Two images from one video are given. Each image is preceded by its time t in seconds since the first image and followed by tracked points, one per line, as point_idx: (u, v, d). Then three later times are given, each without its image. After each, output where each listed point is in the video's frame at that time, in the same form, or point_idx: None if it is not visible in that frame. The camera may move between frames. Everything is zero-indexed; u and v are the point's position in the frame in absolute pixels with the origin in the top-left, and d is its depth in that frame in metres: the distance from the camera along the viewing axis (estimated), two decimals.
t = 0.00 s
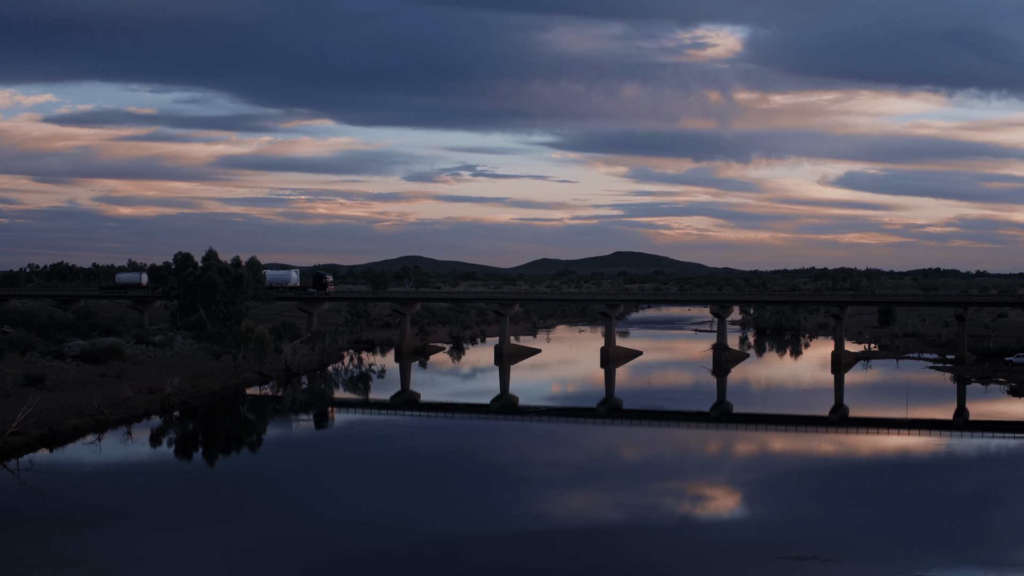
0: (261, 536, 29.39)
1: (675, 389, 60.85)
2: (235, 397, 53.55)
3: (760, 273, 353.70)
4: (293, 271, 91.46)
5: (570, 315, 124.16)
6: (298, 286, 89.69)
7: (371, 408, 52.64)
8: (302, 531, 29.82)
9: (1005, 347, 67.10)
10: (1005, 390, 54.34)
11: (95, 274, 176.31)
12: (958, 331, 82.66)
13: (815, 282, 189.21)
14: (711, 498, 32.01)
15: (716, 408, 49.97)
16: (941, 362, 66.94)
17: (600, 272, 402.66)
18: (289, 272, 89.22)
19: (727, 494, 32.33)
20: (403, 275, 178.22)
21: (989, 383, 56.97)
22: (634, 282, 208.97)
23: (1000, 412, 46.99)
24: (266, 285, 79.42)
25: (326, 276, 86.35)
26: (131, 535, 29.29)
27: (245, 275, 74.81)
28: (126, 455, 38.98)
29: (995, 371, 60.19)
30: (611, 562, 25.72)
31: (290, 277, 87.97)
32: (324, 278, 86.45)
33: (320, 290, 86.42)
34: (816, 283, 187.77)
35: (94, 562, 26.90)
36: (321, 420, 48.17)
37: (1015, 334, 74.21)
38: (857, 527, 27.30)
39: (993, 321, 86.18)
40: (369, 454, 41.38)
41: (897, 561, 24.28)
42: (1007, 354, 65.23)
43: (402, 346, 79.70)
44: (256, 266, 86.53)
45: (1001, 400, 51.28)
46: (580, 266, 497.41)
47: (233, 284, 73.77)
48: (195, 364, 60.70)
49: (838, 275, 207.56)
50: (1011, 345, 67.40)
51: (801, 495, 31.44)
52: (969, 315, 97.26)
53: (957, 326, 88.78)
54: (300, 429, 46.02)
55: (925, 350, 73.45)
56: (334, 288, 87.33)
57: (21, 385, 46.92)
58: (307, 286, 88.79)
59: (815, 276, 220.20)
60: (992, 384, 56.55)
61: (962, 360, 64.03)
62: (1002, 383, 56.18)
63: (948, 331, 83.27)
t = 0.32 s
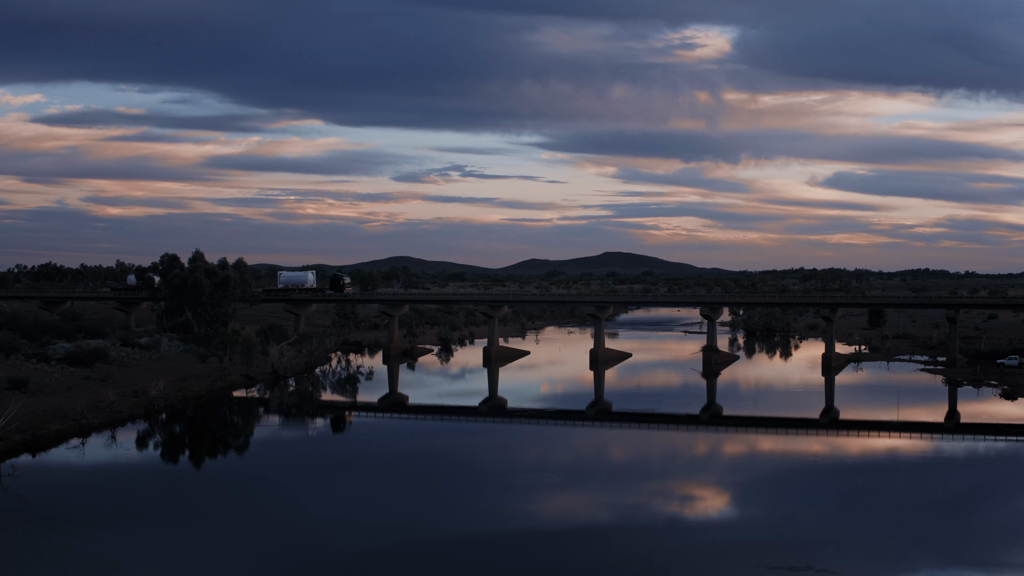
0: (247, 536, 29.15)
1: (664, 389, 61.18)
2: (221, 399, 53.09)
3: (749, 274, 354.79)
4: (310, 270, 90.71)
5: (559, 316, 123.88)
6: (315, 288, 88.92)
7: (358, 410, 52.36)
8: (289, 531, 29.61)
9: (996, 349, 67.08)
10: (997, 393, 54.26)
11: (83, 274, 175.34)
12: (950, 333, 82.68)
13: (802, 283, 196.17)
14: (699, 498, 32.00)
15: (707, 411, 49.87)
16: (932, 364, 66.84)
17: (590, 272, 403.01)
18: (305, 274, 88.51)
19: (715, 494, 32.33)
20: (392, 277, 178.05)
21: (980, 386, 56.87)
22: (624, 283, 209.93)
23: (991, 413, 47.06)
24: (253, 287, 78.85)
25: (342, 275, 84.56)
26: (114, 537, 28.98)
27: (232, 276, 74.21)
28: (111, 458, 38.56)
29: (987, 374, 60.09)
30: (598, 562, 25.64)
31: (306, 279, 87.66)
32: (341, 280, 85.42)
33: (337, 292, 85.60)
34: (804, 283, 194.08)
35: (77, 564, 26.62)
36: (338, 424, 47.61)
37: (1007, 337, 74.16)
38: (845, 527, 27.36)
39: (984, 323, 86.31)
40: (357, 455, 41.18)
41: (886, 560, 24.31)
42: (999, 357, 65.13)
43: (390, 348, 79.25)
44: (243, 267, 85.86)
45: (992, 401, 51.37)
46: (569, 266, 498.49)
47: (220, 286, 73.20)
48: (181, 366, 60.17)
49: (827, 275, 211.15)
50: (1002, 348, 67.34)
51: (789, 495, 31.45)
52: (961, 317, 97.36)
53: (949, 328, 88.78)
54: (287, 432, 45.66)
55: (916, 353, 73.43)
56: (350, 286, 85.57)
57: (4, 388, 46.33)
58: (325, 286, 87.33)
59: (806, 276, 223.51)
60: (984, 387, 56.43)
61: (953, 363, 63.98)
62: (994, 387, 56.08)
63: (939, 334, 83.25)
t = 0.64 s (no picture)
0: (234, 536, 28.88)
1: (653, 389, 61.41)
2: (207, 403, 52.55)
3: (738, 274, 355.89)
4: (327, 272, 89.86)
5: (548, 318, 123.60)
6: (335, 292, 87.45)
7: (347, 412, 52.12)
8: (277, 531, 29.36)
9: (987, 350, 67.18)
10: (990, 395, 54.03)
11: (71, 274, 174.16)
12: (941, 336, 82.74)
13: (789, 283, 201.05)
14: (688, 498, 31.98)
15: (697, 413, 49.67)
16: (924, 367, 66.68)
17: (579, 272, 403.23)
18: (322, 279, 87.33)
19: (704, 494, 32.33)
20: (382, 277, 177.69)
21: (972, 388, 56.65)
22: (614, 283, 210.80)
23: (982, 415, 47.06)
24: (241, 288, 78.25)
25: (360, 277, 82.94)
26: (99, 537, 28.64)
27: (219, 277, 73.59)
28: (95, 460, 38.06)
29: (980, 376, 59.92)
30: (588, 563, 25.55)
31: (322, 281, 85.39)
32: (359, 280, 83.63)
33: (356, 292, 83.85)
34: (792, 283, 198.11)
35: (62, 565, 26.31)
36: (356, 429, 46.97)
37: (998, 339, 74.14)
38: (834, 528, 27.40)
39: (974, 325, 86.56)
40: (346, 455, 40.94)
41: (874, 560, 24.38)
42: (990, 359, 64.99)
43: (378, 350, 78.74)
44: (230, 268, 85.15)
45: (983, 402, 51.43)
46: (559, 267, 499.22)
47: (207, 287, 72.55)
48: (167, 369, 59.63)
49: (814, 275, 215.21)
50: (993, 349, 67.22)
51: (778, 496, 31.49)
52: (950, 318, 97.71)
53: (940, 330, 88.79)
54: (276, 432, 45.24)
55: (907, 355, 73.39)
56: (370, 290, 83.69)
57: None
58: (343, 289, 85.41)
59: (794, 276, 225.36)
60: (976, 390, 56.17)
61: (945, 365, 63.99)
62: (986, 389, 55.83)
63: (930, 335, 83.25)
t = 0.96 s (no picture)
0: (220, 537, 28.62)
1: (644, 389, 61.64)
2: (193, 406, 52.01)
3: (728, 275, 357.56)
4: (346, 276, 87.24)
5: (538, 319, 123.78)
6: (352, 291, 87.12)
7: (335, 414, 51.90)
8: (263, 531, 29.16)
9: (980, 353, 67.25)
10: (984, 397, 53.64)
11: (60, 274, 173.25)
12: (933, 337, 82.94)
13: (778, 284, 205.26)
14: (677, 499, 31.95)
15: (688, 415, 49.72)
16: (916, 369, 66.63)
17: (569, 272, 404.12)
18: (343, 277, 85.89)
19: (693, 495, 32.31)
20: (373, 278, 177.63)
21: (966, 391, 56.42)
22: (605, 285, 213.36)
23: (972, 416, 47.24)
24: (228, 290, 77.78)
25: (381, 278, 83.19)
26: (82, 538, 28.32)
27: (206, 279, 73.02)
28: (79, 463, 37.64)
29: (973, 378, 59.62)
30: (578, 563, 25.45)
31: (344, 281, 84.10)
32: (380, 284, 83.38)
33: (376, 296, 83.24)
34: (781, 284, 201.38)
35: (47, 565, 25.99)
36: (377, 432, 45.98)
37: (991, 341, 74.16)
38: (823, 528, 27.45)
39: (965, 327, 86.91)
40: (335, 455, 40.71)
41: (863, 560, 24.42)
42: (983, 362, 64.97)
43: (367, 351, 78.40)
44: (217, 269, 84.46)
45: (973, 403, 51.65)
46: (549, 267, 501.10)
47: (194, 289, 71.97)
48: (153, 372, 59.07)
49: (802, 276, 217.72)
50: (986, 352, 67.22)
51: (766, 497, 31.51)
52: (941, 320, 98.11)
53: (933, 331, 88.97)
54: (265, 434, 44.96)
55: (899, 357, 73.54)
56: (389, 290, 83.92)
57: None
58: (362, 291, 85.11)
59: (784, 276, 226.98)
60: (970, 392, 55.96)
61: (937, 367, 63.81)
62: (980, 391, 55.61)
63: (922, 337, 83.37)
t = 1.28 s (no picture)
0: (207, 535, 28.35)
1: (634, 389, 61.41)
2: (179, 407, 51.55)
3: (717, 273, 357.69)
4: (366, 275, 85.74)
5: (527, 319, 123.12)
6: (371, 290, 86.12)
7: (324, 414, 51.58)
8: (254, 531, 28.81)
9: (972, 353, 67.34)
10: (978, 399, 52.82)
11: (47, 274, 171.48)
12: (924, 337, 83.11)
13: (768, 283, 203.43)
14: (666, 498, 31.88)
15: (679, 416, 49.30)
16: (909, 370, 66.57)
17: (559, 271, 404.03)
18: (360, 276, 84.28)
19: (682, 494, 32.26)
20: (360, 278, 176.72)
21: (959, 392, 56.06)
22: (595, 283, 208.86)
23: (963, 416, 47.22)
24: (216, 289, 77.22)
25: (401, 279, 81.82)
26: (66, 538, 27.94)
27: (194, 278, 72.51)
28: (65, 464, 37.17)
29: (966, 379, 59.54)
30: (567, 563, 25.31)
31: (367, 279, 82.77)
32: (401, 283, 82.82)
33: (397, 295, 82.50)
34: (771, 282, 199.81)
35: (31, 565, 25.60)
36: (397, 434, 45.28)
37: (983, 342, 74.21)
38: (813, 527, 27.44)
39: (956, 327, 87.23)
40: (323, 454, 40.46)
41: (854, 560, 24.41)
42: (976, 363, 64.87)
43: (356, 351, 77.86)
44: (204, 268, 83.83)
45: (965, 403, 51.47)
46: (539, 266, 500.56)
47: (181, 288, 71.47)
48: (139, 372, 58.57)
49: (792, 275, 216.58)
50: (978, 352, 67.38)
51: (756, 496, 31.50)
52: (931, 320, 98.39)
53: (924, 332, 89.07)
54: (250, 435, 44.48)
55: (890, 357, 73.66)
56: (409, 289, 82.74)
57: None
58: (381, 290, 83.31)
59: (774, 276, 227.03)
60: (963, 393, 55.60)
61: (930, 368, 63.85)
62: (973, 392, 55.16)
63: (914, 338, 83.56)
